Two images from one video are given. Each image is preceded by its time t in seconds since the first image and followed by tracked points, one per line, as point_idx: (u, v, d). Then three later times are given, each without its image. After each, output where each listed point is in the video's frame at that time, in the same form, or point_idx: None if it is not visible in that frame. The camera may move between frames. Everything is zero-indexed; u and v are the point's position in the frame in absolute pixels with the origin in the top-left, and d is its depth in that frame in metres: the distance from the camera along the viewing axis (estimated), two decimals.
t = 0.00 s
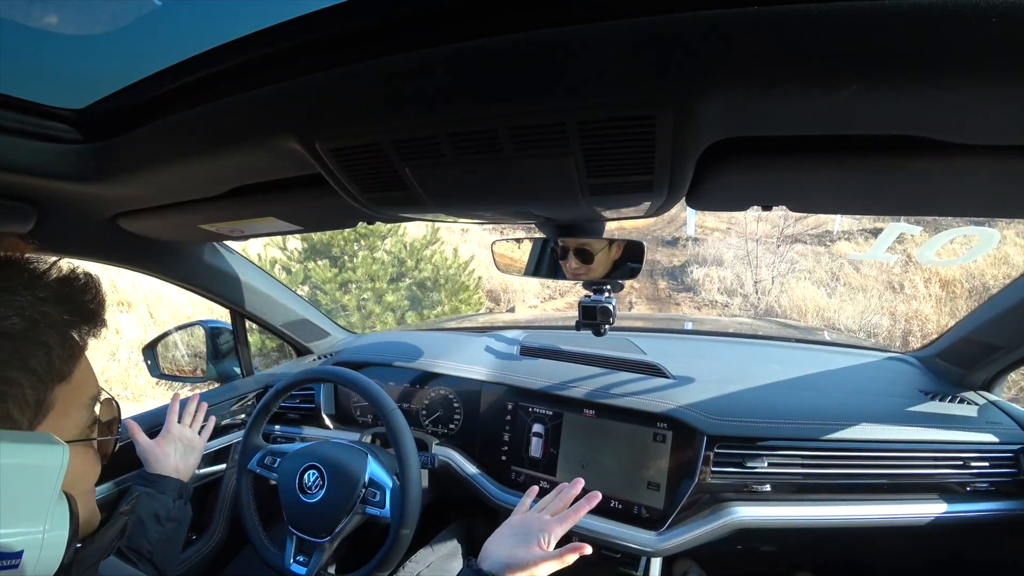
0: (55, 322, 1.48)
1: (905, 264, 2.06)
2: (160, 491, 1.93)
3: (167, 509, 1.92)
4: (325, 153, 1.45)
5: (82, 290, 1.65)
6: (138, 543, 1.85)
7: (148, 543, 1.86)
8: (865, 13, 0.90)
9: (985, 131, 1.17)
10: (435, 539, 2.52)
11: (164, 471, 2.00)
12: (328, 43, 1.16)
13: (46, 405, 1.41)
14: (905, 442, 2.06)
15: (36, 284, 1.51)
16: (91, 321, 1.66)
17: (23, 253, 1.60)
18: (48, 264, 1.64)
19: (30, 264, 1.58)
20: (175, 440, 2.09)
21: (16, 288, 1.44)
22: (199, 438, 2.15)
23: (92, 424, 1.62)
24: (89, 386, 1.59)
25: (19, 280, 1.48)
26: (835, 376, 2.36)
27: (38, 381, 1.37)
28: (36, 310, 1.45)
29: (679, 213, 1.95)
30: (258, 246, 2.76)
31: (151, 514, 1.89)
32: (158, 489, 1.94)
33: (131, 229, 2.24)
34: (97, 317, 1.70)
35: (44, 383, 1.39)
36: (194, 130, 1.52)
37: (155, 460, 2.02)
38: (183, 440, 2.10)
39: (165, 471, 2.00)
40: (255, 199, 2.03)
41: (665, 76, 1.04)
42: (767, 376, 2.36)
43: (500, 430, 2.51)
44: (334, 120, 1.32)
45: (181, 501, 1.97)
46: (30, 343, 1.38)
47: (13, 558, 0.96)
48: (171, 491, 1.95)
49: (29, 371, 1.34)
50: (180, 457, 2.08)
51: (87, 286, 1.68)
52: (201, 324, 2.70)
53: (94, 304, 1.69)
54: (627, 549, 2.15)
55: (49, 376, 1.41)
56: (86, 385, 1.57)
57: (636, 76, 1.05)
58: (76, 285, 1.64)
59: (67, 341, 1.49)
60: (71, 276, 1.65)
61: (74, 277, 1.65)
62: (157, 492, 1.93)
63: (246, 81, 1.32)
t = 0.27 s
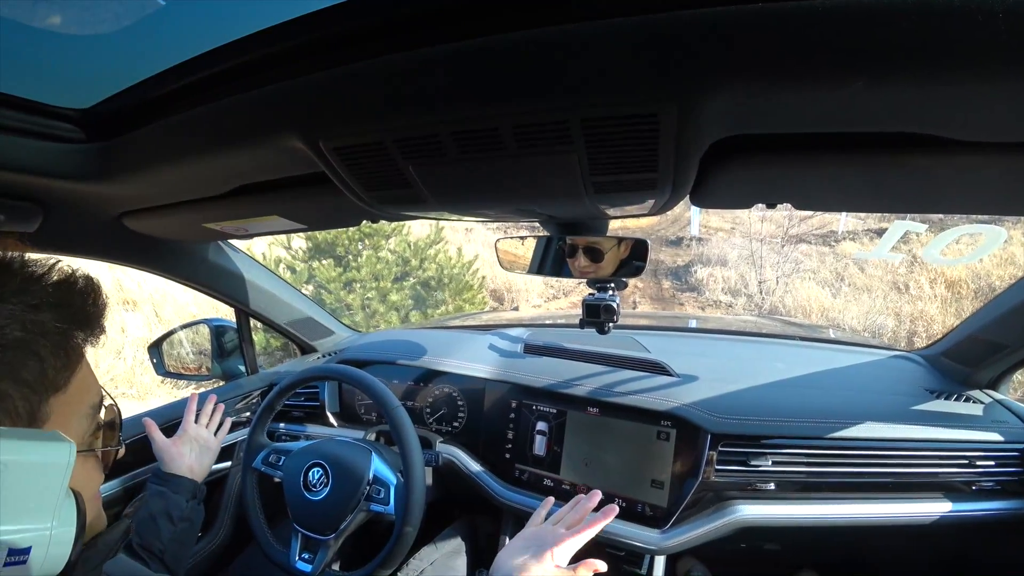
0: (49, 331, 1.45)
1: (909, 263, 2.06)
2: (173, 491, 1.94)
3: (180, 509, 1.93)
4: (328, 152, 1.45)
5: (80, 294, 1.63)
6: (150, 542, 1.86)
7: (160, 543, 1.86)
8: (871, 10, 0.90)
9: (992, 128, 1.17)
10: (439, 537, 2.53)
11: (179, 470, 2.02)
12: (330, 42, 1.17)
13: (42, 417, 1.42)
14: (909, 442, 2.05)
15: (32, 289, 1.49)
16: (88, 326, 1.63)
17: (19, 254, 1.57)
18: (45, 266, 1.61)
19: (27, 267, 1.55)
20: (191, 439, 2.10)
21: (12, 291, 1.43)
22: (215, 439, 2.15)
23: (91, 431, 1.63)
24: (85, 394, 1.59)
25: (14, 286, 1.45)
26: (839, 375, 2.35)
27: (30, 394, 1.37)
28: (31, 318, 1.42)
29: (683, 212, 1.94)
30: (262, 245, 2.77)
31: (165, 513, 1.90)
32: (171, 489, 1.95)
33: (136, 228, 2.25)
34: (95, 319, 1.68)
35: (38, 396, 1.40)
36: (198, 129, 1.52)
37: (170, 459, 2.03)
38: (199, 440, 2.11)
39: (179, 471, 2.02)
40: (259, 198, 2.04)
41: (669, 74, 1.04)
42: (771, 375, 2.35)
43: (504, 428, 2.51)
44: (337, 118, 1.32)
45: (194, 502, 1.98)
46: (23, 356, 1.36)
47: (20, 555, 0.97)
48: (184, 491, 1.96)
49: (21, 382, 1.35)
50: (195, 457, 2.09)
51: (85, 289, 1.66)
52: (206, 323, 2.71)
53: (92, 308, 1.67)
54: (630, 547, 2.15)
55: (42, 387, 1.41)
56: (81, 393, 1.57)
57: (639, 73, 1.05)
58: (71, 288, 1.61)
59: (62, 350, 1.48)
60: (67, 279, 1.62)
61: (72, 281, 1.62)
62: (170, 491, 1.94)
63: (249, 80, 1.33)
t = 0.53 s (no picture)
0: (42, 325, 1.44)
1: (913, 265, 2.05)
2: (177, 491, 1.95)
3: (183, 509, 1.93)
4: (332, 153, 1.46)
5: (69, 286, 1.62)
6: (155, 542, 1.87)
7: (164, 542, 1.87)
8: (878, 10, 0.89)
9: (998, 129, 1.16)
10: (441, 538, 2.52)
11: (183, 470, 2.04)
12: (333, 43, 1.17)
13: (37, 413, 1.42)
14: (914, 444, 2.04)
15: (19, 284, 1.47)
16: (78, 317, 1.62)
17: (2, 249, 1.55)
18: (32, 262, 1.59)
19: (11, 263, 1.53)
20: (195, 440, 2.13)
21: None
22: (219, 441, 2.20)
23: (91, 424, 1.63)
24: (81, 389, 1.58)
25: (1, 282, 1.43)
26: (843, 377, 2.34)
27: (24, 389, 1.36)
28: (20, 314, 1.41)
29: (686, 214, 1.95)
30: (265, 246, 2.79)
31: (170, 514, 1.90)
32: (175, 488, 1.96)
33: (140, 229, 2.26)
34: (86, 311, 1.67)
35: (32, 390, 1.39)
36: (202, 130, 1.53)
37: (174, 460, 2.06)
38: (203, 441, 2.15)
39: (183, 471, 2.04)
40: (263, 198, 2.04)
41: (674, 74, 1.04)
42: (775, 377, 2.35)
43: (507, 429, 2.51)
44: (340, 119, 1.33)
45: (197, 501, 1.99)
46: (15, 352, 1.35)
47: (25, 554, 0.97)
48: (188, 491, 1.97)
49: (14, 377, 1.33)
50: (199, 457, 2.12)
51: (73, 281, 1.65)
52: (210, 324, 2.74)
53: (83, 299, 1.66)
54: (633, 549, 2.15)
55: (35, 382, 1.40)
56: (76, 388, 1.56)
57: (644, 74, 1.04)
58: (59, 281, 1.60)
59: (56, 342, 1.47)
60: (54, 272, 1.60)
61: (59, 274, 1.61)
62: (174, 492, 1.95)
63: (253, 81, 1.33)
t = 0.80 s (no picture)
0: (64, 344, 1.37)
1: (917, 266, 2.05)
2: (190, 492, 1.96)
3: (194, 510, 1.93)
4: (335, 156, 1.46)
5: (83, 306, 1.56)
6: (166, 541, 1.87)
7: (174, 542, 1.87)
8: (881, 10, 0.89)
9: (1002, 130, 1.15)
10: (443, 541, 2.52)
11: (196, 472, 2.06)
12: (334, 46, 1.17)
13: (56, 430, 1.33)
14: (918, 447, 2.03)
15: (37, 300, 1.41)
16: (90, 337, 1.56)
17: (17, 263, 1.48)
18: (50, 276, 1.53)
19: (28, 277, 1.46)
20: (209, 442, 2.15)
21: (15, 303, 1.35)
22: (233, 442, 2.21)
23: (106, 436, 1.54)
24: (99, 402, 1.50)
25: (20, 300, 1.36)
26: (847, 379, 2.33)
27: (45, 407, 1.27)
28: (43, 335, 1.33)
29: (688, 215, 1.95)
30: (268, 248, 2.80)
31: (181, 514, 1.90)
32: (188, 490, 1.97)
33: (143, 232, 2.27)
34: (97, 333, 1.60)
35: (54, 409, 1.30)
36: (205, 132, 1.53)
37: (187, 461, 2.08)
38: (217, 442, 2.17)
39: (196, 472, 2.05)
40: (266, 201, 2.05)
41: (676, 76, 1.03)
42: (778, 379, 2.34)
43: (509, 432, 2.50)
44: (343, 122, 1.33)
45: (209, 503, 1.99)
46: (41, 373, 1.27)
47: (28, 555, 0.95)
48: (200, 493, 1.98)
49: (39, 399, 1.25)
50: (212, 459, 2.14)
51: (86, 299, 1.59)
52: (213, 326, 2.74)
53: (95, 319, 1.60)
54: (635, 552, 2.14)
55: (57, 402, 1.32)
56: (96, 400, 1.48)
57: (646, 75, 1.04)
58: (73, 299, 1.53)
59: (78, 362, 1.39)
60: (68, 290, 1.54)
61: (73, 292, 1.55)
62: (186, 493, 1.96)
63: (255, 84, 1.34)
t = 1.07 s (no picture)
0: (77, 343, 1.36)
1: (920, 269, 2.04)
2: (188, 499, 1.96)
3: (192, 516, 1.94)
4: (337, 159, 1.47)
5: (105, 303, 1.54)
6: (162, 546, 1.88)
7: (171, 548, 1.88)
8: (883, 13, 0.89)
9: (1006, 132, 1.15)
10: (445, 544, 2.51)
11: (194, 478, 2.04)
12: (337, 50, 1.18)
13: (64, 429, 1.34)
14: (923, 450, 2.02)
15: (58, 297, 1.39)
16: (112, 336, 1.53)
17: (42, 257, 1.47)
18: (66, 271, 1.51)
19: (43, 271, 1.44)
20: (207, 448, 2.13)
21: (36, 300, 1.34)
22: (231, 449, 2.19)
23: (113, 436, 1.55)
24: (106, 401, 1.50)
25: (39, 298, 1.34)
26: (851, 382, 2.33)
27: (53, 403, 1.28)
28: (58, 333, 1.32)
29: (691, 218, 1.94)
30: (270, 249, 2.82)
31: (178, 520, 1.91)
32: (186, 496, 1.97)
33: (147, 234, 2.28)
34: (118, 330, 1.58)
35: (62, 406, 1.31)
36: (208, 136, 1.54)
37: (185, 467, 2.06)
38: (215, 448, 2.15)
39: (194, 479, 2.04)
40: (269, 204, 2.05)
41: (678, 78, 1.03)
42: (781, 382, 2.33)
43: (512, 435, 2.50)
44: (346, 125, 1.34)
45: (206, 510, 1.99)
46: (51, 372, 1.28)
47: (31, 557, 0.95)
48: (199, 499, 1.98)
49: (47, 397, 1.27)
50: (210, 465, 2.12)
51: (109, 297, 1.57)
52: (216, 328, 2.76)
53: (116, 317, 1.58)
54: (638, 555, 2.14)
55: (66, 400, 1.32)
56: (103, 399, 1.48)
57: (648, 78, 1.04)
58: (96, 296, 1.51)
59: (89, 363, 1.39)
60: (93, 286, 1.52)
61: (97, 289, 1.53)
62: (183, 500, 1.96)
63: (258, 87, 1.34)
